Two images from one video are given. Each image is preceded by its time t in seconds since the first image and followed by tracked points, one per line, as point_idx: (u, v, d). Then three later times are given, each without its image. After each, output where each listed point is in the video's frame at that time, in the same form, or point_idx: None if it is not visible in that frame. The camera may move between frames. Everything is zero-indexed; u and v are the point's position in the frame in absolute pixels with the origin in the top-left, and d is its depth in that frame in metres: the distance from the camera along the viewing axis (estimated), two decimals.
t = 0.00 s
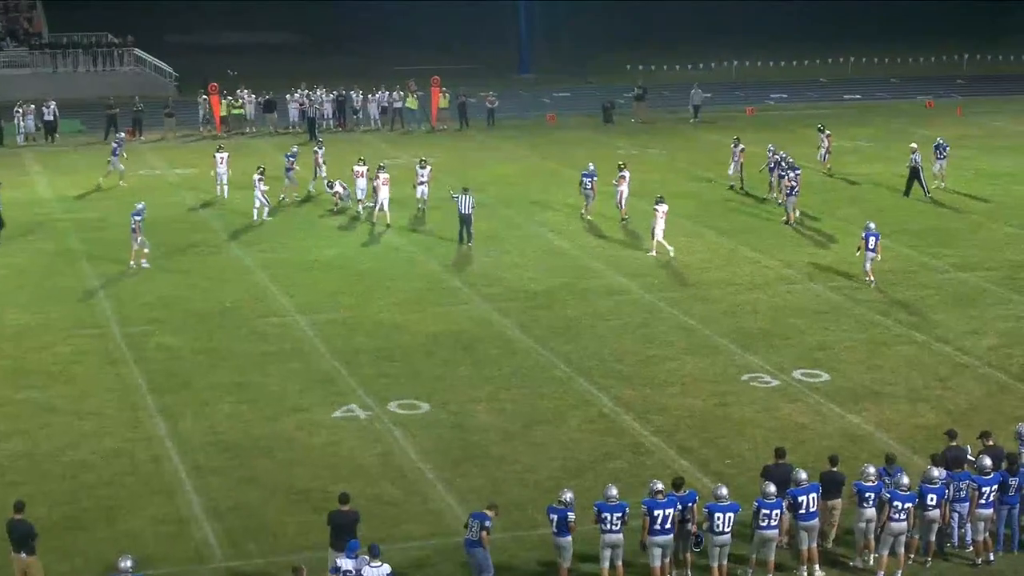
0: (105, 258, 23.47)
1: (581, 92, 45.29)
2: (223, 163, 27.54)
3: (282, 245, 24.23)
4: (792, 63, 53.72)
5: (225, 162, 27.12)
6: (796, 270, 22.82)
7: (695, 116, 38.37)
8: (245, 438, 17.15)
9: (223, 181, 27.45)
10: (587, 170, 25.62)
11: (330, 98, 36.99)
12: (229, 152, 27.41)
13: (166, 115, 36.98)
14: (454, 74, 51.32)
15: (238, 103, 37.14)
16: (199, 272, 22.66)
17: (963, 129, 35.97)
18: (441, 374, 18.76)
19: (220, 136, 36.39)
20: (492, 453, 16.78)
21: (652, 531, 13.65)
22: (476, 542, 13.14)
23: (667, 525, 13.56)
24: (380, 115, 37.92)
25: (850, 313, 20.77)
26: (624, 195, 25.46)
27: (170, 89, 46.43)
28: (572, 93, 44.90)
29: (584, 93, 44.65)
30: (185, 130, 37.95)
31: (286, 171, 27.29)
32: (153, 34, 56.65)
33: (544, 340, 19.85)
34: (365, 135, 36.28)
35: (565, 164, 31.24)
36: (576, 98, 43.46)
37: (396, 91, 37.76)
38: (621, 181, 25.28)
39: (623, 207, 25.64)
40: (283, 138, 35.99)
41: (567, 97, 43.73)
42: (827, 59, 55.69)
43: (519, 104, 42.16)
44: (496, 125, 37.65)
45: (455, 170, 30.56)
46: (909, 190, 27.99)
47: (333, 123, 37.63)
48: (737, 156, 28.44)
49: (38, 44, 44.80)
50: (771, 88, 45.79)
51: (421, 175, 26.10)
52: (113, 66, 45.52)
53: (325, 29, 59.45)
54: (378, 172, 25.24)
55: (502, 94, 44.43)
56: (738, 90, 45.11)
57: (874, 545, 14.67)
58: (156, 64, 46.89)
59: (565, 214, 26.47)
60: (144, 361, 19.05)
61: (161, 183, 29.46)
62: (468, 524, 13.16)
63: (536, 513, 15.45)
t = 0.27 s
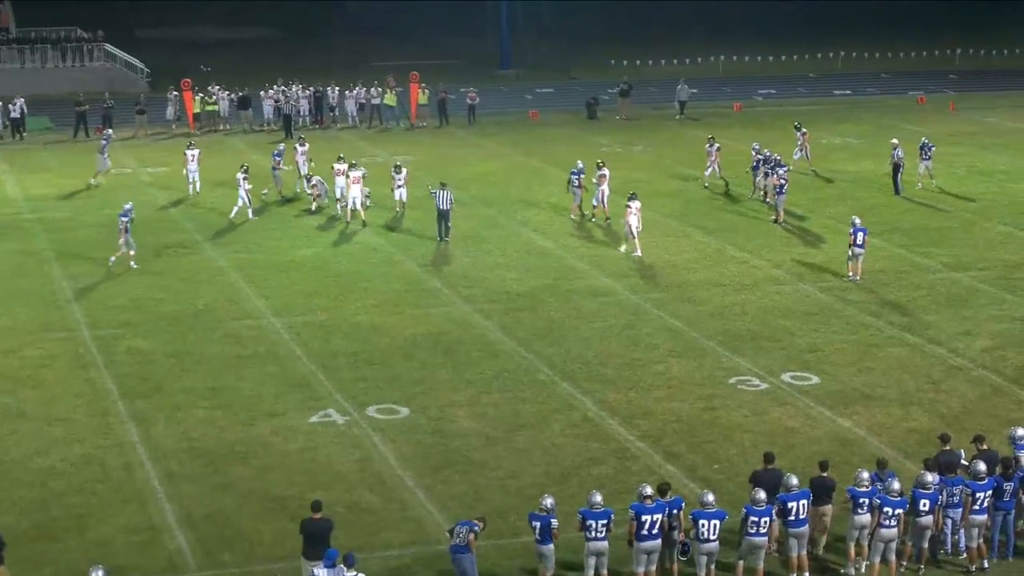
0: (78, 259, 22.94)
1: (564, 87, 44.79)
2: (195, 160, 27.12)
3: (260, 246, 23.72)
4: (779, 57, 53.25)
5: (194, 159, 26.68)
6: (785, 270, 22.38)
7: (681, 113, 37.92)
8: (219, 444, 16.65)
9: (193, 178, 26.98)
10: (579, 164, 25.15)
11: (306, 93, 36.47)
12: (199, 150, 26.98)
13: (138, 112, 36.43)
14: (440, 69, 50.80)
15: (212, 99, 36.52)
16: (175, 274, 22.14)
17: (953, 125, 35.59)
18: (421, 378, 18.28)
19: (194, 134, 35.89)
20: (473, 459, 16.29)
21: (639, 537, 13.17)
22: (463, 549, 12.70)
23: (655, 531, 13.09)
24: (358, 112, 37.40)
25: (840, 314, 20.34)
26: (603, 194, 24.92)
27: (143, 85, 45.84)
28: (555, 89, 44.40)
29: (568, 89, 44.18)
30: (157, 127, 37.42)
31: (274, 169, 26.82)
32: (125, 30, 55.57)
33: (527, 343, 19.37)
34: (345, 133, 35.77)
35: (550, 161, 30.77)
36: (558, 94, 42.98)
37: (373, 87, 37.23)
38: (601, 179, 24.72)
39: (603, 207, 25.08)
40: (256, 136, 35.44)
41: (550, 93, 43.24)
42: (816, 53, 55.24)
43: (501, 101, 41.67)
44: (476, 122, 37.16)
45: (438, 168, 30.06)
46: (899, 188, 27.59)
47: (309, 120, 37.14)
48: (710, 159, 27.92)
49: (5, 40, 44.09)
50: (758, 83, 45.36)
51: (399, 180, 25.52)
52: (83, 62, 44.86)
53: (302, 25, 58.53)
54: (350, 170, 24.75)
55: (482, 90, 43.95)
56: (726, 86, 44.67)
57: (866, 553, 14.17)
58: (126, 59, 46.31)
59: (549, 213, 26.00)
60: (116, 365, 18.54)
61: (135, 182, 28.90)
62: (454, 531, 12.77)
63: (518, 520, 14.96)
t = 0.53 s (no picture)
0: (54, 260, 22.52)
1: (550, 84, 44.44)
2: (169, 157, 26.85)
3: (240, 247, 23.33)
4: (771, 52, 52.91)
5: (169, 156, 26.47)
6: (774, 269, 22.05)
7: (669, 110, 37.59)
8: (197, 449, 16.25)
9: (168, 177, 26.75)
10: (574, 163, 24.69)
11: (283, 90, 36.15)
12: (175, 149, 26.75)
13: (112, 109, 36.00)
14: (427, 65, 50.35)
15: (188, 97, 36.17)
16: (153, 275, 21.75)
17: (946, 122, 35.30)
18: (403, 381, 17.90)
19: (170, 132, 35.50)
20: (456, 464, 15.91)
21: (626, 543, 12.78)
22: (454, 555, 12.39)
23: (642, 536, 12.68)
24: (338, 109, 37.05)
25: (831, 315, 19.99)
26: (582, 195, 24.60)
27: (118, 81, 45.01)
28: (540, 85, 44.04)
29: (553, 86, 43.81)
30: (132, 125, 37.00)
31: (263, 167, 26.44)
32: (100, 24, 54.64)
33: (512, 345, 19.01)
34: (329, 131, 35.40)
35: (538, 159, 30.41)
36: (543, 91, 42.61)
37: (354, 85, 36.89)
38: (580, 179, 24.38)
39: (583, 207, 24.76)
40: (232, 134, 35.06)
41: (535, 90, 42.90)
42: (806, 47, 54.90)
43: (485, 98, 41.28)
44: (460, 119, 36.82)
45: (423, 166, 29.70)
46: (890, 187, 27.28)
47: (289, 118, 36.71)
48: (687, 154, 27.30)
49: None
50: (747, 80, 45.01)
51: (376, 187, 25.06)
52: (56, 58, 44.26)
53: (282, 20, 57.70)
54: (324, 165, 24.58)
55: (465, 87, 43.60)
56: (714, 83, 44.30)
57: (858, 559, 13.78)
58: (102, 56, 45.55)
59: (535, 212, 25.65)
60: (91, 369, 18.13)
61: (112, 181, 28.44)
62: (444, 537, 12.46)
63: (503, 526, 14.57)
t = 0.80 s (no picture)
0: (32, 261, 22.13)
1: (537, 81, 44.10)
2: (149, 157, 26.58)
3: (222, 248, 22.96)
4: (761, 48, 52.59)
5: (146, 155, 26.18)
6: (765, 270, 21.73)
7: (657, 107, 37.27)
8: (176, 454, 15.88)
9: (146, 176, 26.49)
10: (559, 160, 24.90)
11: (263, 87, 35.81)
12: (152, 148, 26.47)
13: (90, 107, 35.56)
14: (415, 61, 49.90)
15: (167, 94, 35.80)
16: (133, 277, 21.37)
17: (939, 120, 35.03)
18: (387, 384, 17.56)
19: (147, 130, 35.07)
20: (441, 469, 15.56)
21: (611, 546, 12.46)
22: (446, 562, 12.10)
23: (627, 539, 12.36)
24: (319, 106, 36.70)
25: (822, 316, 19.68)
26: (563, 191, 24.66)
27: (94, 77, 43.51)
28: (526, 82, 43.70)
29: (539, 83, 43.46)
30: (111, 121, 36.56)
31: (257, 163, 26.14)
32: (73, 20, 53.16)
33: (498, 347, 18.67)
34: (314, 128, 35.04)
35: (526, 158, 30.07)
36: (529, 88, 42.26)
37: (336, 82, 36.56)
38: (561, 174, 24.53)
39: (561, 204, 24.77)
40: (212, 132, 34.68)
41: (521, 87, 42.57)
42: (797, 40, 54.56)
43: (471, 95, 40.92)
44: (445, 116, 36.49)
45: (409, 165, 29.35)
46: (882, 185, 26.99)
47: (268, 115, 36.26)
48: (666, 153, 26.96)
49: None
50: (736, 76, 44.68)
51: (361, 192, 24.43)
52: (33, 55, 42.56)
53: (260, 16, 56.44)
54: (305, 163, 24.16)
55: (450, 83, 43.25)
56: (703, 79, 43.95)
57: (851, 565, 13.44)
58: (80, 53, 43.94)
59: (522, 211, 25.32)
60: (68, 372, 17.76)
61: (92, 180, 28.01)
62: (433, 544, 12.15)
63: (489, 532, 14.21)
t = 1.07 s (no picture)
0: (14, 261, 21.80)
1: (527, 78, 43.83)
2: (131, 155, 26.34)
3: (207, 248, 22.67)
4: (754, 44, 52.33)
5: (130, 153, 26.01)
6: (758, 270, 21.46)
7: (648, 104, 37.01)
8: (158, 458, 15.57)
9: (130, 174, 26.27)
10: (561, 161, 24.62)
11: (247, 84, 35.54)
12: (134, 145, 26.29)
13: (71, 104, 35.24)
14: (403, 57, 49.68)
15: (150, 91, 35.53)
16: (117, 278, 21.06)
17: (934, 117, 34.78)
18: (373, 387, 17.27)
19: (129, 127, 34.87)
20: (428, 473, 15.25)
21: (595, 549, 12.14)
22: (438, 570, 11.79)
23: (609, 543, 12.04)
24: (305, 105, 36.44)
25: (816, 317, 19.41)
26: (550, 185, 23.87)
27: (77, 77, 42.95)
28: (516, 79, 43.42)
29: (528, 80, 43.21)
30: (92, 120, 36.23)
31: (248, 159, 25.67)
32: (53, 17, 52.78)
33: (486, 349, 18.38)
34: (301, 126, 34.75)
35: (517, 156, 29.79)
36: (518, 86, 42.01)
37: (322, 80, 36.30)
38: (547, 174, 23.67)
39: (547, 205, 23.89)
40: (196, 130, 34.38)
41: (509, 84, 42.31)
42: (789, 35, 54.32)
43: (459, 92, 40.67)
44: (431, 114, 36.22)
45: (398, 164, 29.07)
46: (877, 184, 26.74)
47: (252, 112, 36.06)
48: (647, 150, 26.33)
49: None
50: (728, 73, 44.46)
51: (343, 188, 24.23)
52: (11, 52, 42.07)
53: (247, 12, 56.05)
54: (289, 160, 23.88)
55: (438, 80, 42.99)
56: (695, 76, 43.73)
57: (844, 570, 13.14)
58: (60, 51, 43.45)
59: (512, 211, 25.04)
60: (48, 376, 17.44)
61: (75, 179, 27.73)
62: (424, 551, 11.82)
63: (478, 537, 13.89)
